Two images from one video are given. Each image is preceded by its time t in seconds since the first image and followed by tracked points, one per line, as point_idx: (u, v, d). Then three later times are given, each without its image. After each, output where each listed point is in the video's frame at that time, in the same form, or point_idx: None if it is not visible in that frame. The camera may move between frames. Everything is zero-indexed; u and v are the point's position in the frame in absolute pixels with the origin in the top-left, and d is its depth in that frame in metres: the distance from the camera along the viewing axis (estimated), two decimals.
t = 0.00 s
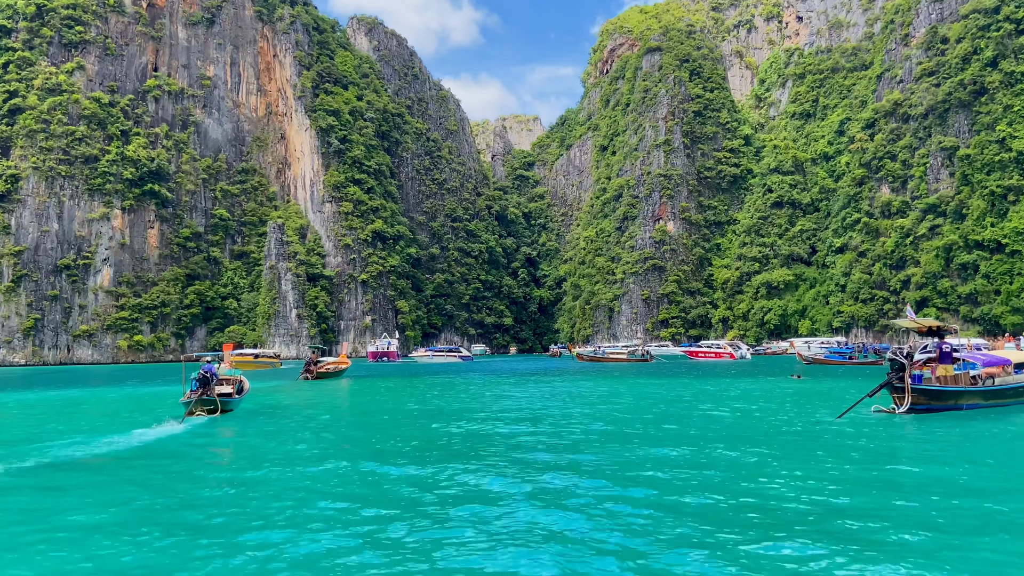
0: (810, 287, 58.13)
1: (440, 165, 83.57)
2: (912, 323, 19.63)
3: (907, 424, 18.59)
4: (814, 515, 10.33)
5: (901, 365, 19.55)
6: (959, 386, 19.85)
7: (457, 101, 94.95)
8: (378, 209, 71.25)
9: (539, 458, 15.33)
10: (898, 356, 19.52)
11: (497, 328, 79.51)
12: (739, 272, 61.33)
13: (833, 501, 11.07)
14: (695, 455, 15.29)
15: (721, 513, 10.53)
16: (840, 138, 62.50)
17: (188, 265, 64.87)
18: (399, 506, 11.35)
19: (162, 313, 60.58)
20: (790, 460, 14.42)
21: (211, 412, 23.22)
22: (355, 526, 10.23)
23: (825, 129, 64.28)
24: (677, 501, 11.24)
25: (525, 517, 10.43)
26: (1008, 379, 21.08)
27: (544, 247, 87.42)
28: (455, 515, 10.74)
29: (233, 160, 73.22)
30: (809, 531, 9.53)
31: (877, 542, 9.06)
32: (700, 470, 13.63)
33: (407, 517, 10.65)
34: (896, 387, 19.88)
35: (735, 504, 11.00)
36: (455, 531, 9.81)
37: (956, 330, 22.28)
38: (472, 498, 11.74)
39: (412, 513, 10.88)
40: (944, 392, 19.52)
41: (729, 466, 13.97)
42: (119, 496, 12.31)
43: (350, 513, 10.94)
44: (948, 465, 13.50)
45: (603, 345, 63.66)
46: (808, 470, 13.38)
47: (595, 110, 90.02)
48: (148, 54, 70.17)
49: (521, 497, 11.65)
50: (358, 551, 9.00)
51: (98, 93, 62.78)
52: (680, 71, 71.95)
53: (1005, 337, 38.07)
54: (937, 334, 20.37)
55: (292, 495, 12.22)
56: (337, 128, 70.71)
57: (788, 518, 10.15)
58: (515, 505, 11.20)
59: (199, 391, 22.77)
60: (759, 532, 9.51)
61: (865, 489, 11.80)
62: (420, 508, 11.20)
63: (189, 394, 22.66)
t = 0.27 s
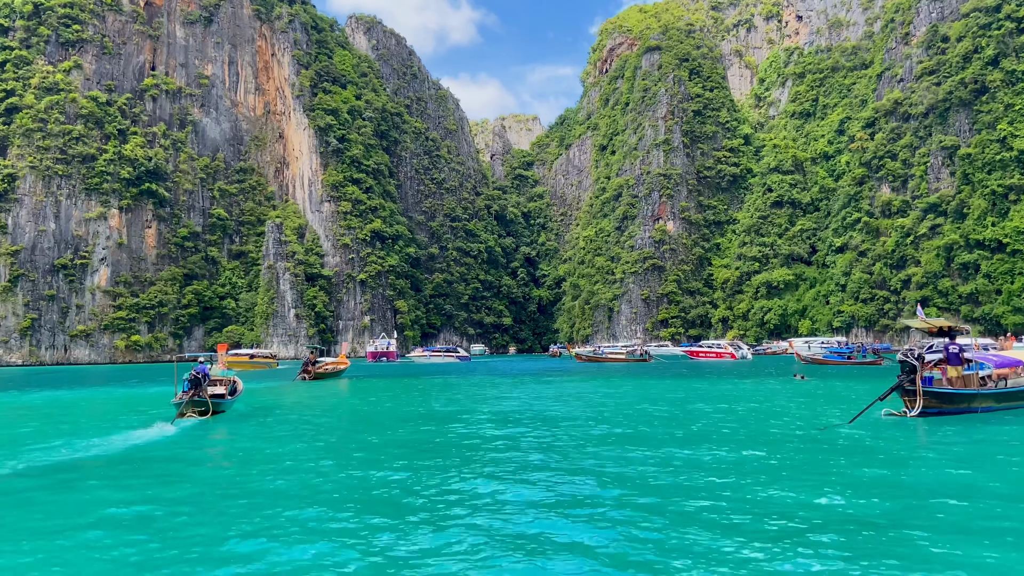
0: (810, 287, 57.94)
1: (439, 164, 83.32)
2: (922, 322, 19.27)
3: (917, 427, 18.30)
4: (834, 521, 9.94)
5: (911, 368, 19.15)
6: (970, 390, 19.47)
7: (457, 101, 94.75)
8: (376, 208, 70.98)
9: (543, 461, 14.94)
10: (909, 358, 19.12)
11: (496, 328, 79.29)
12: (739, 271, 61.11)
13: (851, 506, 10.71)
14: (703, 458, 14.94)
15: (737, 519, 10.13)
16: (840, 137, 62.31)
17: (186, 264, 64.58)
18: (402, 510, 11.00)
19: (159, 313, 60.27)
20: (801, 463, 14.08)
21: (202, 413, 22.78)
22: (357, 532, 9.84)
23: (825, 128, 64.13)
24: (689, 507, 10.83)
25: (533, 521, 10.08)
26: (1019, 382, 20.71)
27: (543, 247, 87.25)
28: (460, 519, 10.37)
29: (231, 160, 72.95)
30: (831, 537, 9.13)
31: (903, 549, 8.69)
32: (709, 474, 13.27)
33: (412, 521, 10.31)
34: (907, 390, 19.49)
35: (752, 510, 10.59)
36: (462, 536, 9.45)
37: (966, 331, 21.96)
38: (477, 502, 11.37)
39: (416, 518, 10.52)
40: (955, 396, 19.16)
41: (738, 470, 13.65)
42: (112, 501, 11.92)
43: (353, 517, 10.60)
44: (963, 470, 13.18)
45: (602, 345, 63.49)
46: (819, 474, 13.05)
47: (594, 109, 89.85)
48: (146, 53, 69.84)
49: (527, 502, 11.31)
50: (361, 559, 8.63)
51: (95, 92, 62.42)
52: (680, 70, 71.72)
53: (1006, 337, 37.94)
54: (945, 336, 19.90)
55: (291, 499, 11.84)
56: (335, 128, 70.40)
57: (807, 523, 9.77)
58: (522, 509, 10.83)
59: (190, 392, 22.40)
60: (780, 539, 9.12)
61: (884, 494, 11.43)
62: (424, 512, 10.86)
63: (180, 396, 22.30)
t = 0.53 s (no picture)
0: (810, 286, 57.68)
1: (438, 163, 83.03)
2: (933, 321, 19.10)
3: (922, 427, 18.03)
4: (841, 522, 9.67)
5: (924, 368, 18.56)
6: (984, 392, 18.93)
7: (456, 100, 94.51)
8: (375, 207, 70.71)
9: (541, 462, 14.69)
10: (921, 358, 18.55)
11: (495, 328, 79.01)
12: (739, 271, 60.86)
13: (857, 507, 10.44)
14: (705, 459, 14.69)
15: (739, 520, 9.87)
16: (841, 135, 62.05)
17: (184, 264, 64.29)
18: (397, 514, 10.75)
19: (157, 313, 59.98)
20: (805, 464, 13.81)
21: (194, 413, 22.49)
22: (350, 536, 9.57)
23: (825, 127, 63.90)
24: (691, 508, 10.58)
25: (533, 525, 9.83)
26: None
27: (542, 246, 87.06)
28: (456, 523, 10.12)
29: (229, 159, 72.64)
30: (837, 539, 8.85)
31: (912, 550, 8.42)
32: (711, 475, 13.01)
33: (406, 525, 10.05)
34: (919, 392, 18.91)
35: (756, 511, 10.32)
36: (458, 541, 9.20)
37: (981, 331, 21.59)
38: (474, 505, 11.12)
39: (411, 521, 10.26)
40: (969, 398, 18.62)
41: (740, 471, 13.40)
42: (100, 503, 11.68)
43: (346, 521, 10.35)
44: (973, 472, 12.92)
45: (602, 344, 63.28)
46: (823, 475, 12.79)
47: (594, 108, 89.62)
48: (144, 51, 69.49)
49: (525, 504, 11.06)
50: (352, 565, 8.39)
51: (92, 90, 62.12)
52: (680, 68, 71.42)
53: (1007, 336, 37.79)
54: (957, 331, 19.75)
55: (283, 502, 11.58)
56: (334, 126, 70.10)
57: (812, 525, 9.50)
58: (520, 512, 10.56)
59: (182, 392, 22.03)
60: (785, 541, 8.85)
61: (890, 495, 11.16)
62: (418, 515, 10.61)
63: (172, 396, 21.90)
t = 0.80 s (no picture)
0: (811, 285, 57.47)
1: (438, 162, 82.77)
2: (946, 321, 18.64)
3: (927, 426, 17.72)
4: (850, 527, 9.31)
5: (936, 368, 17.77)
6: (998, 392, 18.22)
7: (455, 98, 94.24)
8: (374, 206, 70.52)
9: (540, 464, 14.35)
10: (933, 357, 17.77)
11: (494, 327, 78.76)
12: (739, 269, 60.63)
13: (866, 510, 10.10)
14: (708, 460, 14.35)
15: (745, 525, 9.52)
16: (841, 133, 61.84)
17: (182, 263, 64.01)
18: (392, 516, 10.40)
19: (155, 312, 59.72)
20: (811, 465, 13.47)
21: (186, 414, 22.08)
22: (343, 540, 9.22)
23: (826, 125, 63.73)
24: (695, 512, 10.24)
25: (531, 526, 9.62)
26: None
27: (542, 245, 86.92)
28: (453, 526, 9.77)
29: (228, 157, 72.31)
30: (848, 546, 8.50)
31: (926, 558, 8.07)
32: (715, 477, 12.66)
33: (401, 528, 9.73)
34: (932, 394, 18.07)
35: (762, 515, 9.98)
36: (455, 546, 8.85)
37: (998, 330, 21.09)
38: (471, 508, 10.78)
39: (407, 524, 9.93)
40: (984, 399, 17.92)
41: (745, 472, 13.05)
42: (86, 505, 11.32)
43: (339, 524, 10.01)
44: (977, 470, 12.75)
45: (602, 343, 63.07)
46: (829, 476, 12.45)
47: (593, 106, 89.43)
48: (142, 49, 69.10)
49: (524, 507, 10.72)
50: (345, 566, 8.20)
51: (90, 89, 61.73)
52: (680, 66, 71.12)
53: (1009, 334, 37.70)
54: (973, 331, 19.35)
55: (274, 505, 11.22)
56: (333, 125, 69.88)
57: (815, 526, 9.33)
58: (518, 516, 10.23)
59: (174, 393, 21.70)
60: (793, 548, 8.50)
61: (900, 497, 10.82)
62: (414, 518, 10.27)
63: (163, 397, 21.57)
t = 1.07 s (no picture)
0: (812, 283, 57.34)
1: (437, 160, 82.53)
2: (962, 317, 18.73)
3: (928, 425, 17.65)
4: (853, 527, 9.19)
5: (951, 366, 17.23)
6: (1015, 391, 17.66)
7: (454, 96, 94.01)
8: (374, 204, 70.37)
9: (538, 462, 14.25)
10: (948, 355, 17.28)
11: (494, 326, 78.58)
12: (740, 267, 60.45)
13: (869, 509, 9.98)
14: (708, 458, 14.23)
15: (746, 523, 9.41)
16: (842, 131, 61.69)
17: (181, 262, 63.76)
18: (389, 515, 10.28)
19: (154, 310, 59.47)
20: (812, 463, 13.36)
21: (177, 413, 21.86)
22: (340, 538, 9.11)
23: (826, 123, 63.60)
24: (696, 510, 10.12)
25: (530, 525, 9.45)
26: None
27: (541, 243, 86.77)
28: (451, 524, 9.67)
29: (226, 155, 72.04)
30: (850, 546, 8.38)
31: (928, 558, 7.96)
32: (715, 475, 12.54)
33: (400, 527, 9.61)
34: (948, 393, 17.55)
35: (764, 513, 9.87)
36: (454, 543, 8.73)
37: (1007, 329, 20.97)
38: (470, 506, 10.67)
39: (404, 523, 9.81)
40: (1000, 399, 17.38)
41: (746, 470, 12.94)
42: (80, 504, 11.19)
43: (335, 522, 9.89)
44: (982, 470, 12.59)
45: (602, 341, 62.92)
46: (831, 475, 12.34)
47: (593, 104, 89.27)
48: (140, 47, 68.74)
49: (523, 504, 10.61)
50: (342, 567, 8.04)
51: (88, 87, 61.41)
52: (680, 64, 70.91)
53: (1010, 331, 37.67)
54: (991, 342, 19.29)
55: (270, 504, 11.11)
56: (332, 123, 69.68)
57: (820, 527, 9.16)
58: (517, 513, 10.12)
59: (166, 391, 21.48)
60: (795, 548, 8.37)
61: (903, 497, 10.70)
62: (412, 516, 10.16)
63: (154, 395, 21.34)
